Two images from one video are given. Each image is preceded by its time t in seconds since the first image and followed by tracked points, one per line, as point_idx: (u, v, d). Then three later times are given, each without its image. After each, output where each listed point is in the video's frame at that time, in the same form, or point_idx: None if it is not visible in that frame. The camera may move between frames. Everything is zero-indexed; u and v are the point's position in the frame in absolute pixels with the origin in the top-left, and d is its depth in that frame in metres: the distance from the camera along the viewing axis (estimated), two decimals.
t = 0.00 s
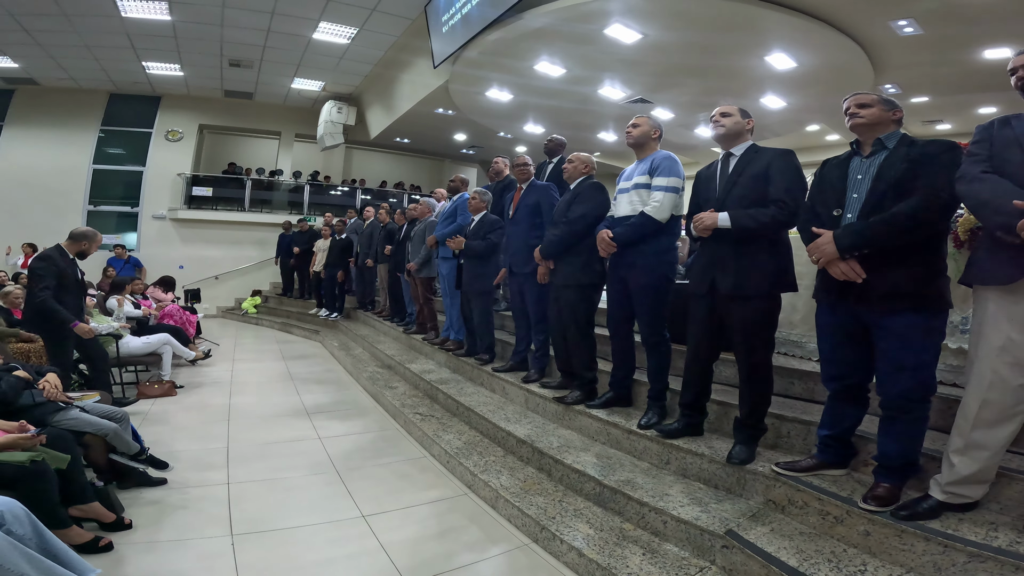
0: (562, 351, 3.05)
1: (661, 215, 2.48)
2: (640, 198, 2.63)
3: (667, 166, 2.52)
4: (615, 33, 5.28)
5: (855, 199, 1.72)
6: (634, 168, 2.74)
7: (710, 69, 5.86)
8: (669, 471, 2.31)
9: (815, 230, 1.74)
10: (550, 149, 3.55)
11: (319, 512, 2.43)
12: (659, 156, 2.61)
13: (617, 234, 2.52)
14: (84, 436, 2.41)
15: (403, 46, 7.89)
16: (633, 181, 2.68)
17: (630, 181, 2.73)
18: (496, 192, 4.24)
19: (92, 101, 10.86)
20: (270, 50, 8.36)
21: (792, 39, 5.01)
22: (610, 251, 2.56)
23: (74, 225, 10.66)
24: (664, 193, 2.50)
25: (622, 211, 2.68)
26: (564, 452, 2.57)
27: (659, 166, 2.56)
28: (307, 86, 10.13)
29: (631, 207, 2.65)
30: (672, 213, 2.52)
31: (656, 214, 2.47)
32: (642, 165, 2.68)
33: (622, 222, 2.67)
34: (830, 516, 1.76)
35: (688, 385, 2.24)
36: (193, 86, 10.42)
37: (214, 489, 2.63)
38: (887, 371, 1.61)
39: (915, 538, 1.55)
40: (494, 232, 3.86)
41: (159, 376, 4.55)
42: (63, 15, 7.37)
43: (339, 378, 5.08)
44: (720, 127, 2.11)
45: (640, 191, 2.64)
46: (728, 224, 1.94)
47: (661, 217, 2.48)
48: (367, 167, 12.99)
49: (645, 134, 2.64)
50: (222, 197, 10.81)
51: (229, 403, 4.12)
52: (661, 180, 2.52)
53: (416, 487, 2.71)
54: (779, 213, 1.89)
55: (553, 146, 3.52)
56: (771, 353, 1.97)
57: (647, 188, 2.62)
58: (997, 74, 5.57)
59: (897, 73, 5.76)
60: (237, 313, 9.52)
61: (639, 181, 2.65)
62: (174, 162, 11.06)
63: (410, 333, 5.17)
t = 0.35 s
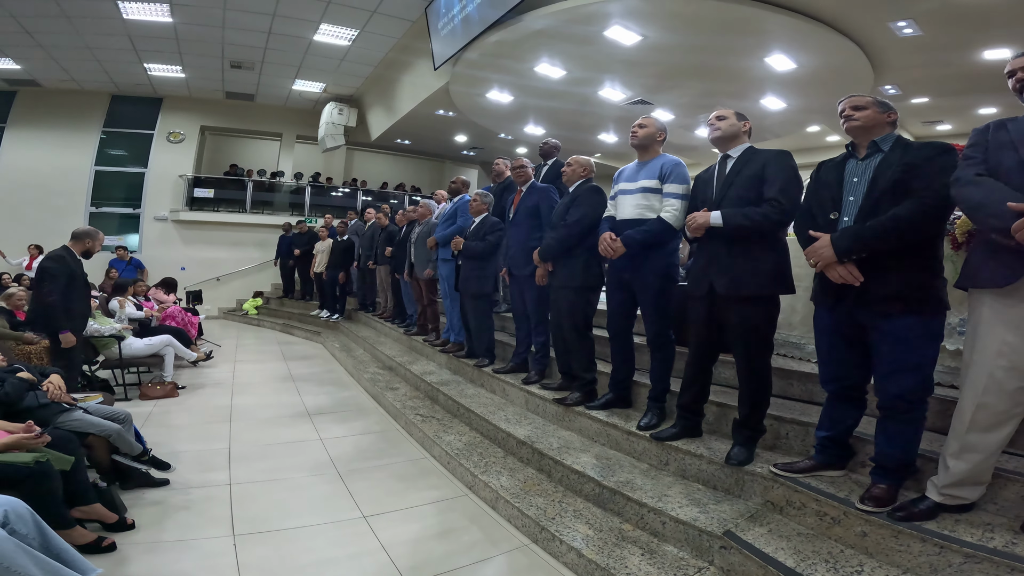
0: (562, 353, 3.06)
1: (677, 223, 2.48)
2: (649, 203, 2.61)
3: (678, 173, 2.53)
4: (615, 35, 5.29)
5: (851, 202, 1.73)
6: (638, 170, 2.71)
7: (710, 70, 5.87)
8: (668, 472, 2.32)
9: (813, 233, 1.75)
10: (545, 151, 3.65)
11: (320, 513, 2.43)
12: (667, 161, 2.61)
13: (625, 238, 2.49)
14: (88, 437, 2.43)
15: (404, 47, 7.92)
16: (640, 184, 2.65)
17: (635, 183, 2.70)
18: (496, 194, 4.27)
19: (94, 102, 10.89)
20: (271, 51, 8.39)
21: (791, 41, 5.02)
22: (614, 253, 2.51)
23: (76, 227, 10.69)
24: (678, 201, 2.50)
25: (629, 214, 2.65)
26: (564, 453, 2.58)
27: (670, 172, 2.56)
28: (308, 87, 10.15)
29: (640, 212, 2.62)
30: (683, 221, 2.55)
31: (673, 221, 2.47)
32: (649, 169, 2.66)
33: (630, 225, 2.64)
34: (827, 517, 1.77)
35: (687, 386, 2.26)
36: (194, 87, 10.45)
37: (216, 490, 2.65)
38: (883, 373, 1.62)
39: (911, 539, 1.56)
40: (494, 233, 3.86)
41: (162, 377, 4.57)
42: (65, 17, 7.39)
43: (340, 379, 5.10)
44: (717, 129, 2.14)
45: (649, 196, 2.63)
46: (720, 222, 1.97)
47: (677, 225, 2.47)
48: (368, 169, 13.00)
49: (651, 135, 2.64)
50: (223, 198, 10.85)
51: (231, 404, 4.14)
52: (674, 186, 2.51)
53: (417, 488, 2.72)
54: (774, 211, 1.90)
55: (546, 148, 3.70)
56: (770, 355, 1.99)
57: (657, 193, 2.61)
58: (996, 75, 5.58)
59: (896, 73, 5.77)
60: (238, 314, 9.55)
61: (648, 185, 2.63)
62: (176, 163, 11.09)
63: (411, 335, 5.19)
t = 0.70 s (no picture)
0: (559, 353, 3.08)
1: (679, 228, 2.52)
2: (650, 206, 2.61)
3: (681, 179, 2.56)
4: (612, 36, 5.31)
5: (840, 202, 1.74)
6: (638, 173, 2.71)
7: (708, 71, 5.88)
8: (662, 472, 2.34)
9: (802, 232, 1.76)
10: (536, 154, 3.76)
11: (318, 512, 2.45)
12: (668, 166, 2.63)
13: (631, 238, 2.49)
14: (88, 437, 2.45)
15: (404, 49, 7.95)
16: (641, 187, 2.64)
17: (635, 185, 2.68)
18: (495, 194, 4.29)
19: (95, 103, 10.92)
20: (271, 53, 8.42)
21: (789, 41, 5.03)
22: (619, 252, 2.49)
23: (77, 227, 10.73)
24: (680, 207, 2.53)
25: (628, 216, 2.64)
26: (559, 452, 2.60)
27: (672, 177, 2.58)
28: (308, 88, 10.18)
29: (640, 214, 2.62)
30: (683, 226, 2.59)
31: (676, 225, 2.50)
32: (651, 172, 2.65)
33: (631, 227, 2.62)
34: (819, 517, 1.78)
35: (681, 386, 2.28)
36: (195, 89, 10.49)
37: (215, 489, 2.66)
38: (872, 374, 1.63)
39: (901, 539, 1.57)
40: (492, 234, 3.88)
41: (162, 377, 4.59)
42: (66, 18, 7.42)
43: (339, 379, 5.12)
44: (714, 130, 2.16)
45: (650, 199, 2.62)
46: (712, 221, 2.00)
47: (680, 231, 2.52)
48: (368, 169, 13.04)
49: (650, 138, 2.65)
50: (224, 199, 10.89)
51: (230, 404, 4.16)
52: (676, 193, 2.54)
53: (414, 487, 2.74)
54: (766, 211, 1.91)
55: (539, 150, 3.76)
56: (761, 354, 2.00)
57: (658, 197, 2.62)
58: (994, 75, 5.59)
59: (894, 74, 5.78)
60: (239, 315, 9.59)
61: (650, 189, 2.62)
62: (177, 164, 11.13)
63: (410, 335, 5.21)
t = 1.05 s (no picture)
0: (549, 353, 3.12)
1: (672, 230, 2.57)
2: (643, 208, 2.66)
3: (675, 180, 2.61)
4: (606, 38, 5.34)
5: (812, 201, 1.78)
6: (630, 175, 2.75)
7: (702, 72, 5.92)
8: (648, 469, 2.38)
9: (774, 231, 1.81)
10: (527, 157, 3.82)
11: (310, 508, 2.50)
12: (660, 168, 2.68)
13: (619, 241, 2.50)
14: (85, 434, 2.50)
15: (401, 51, 7.99)
16: (635, 188, 2.68)
17: (628, 187, 2.72)
18: (490, 195, 4.34)
19: (95, 106, 10.98)
20: (269, 55, 8.47)
21: (782, 42, 5.07)
22: (615, 252, 2.50)
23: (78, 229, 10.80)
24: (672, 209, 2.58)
25: (622, 217, 2.68)
26: (548, 450, 2.65)
27: (664, 180, 2.63)
28: (307, 90, 10.23)
29: (634, 216, 2.66)
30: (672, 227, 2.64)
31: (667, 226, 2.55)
32: (643, 174, 2.70)
33: (625, 229, 2.66)
34: (797, 515, 1.81)
35: (667, 385, 2.33)
36: (194, 91, 10.55)
37: (210, 485, 2.71)
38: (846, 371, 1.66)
39: (874, 538, 1.60)
40: (486, 235, 3.92)
41: (161, 377, 4.65)
42: (65, 22, 7.48)
43: (337, 379, 5.17)
44: (699, 131, 2.20)
45: (643, 201, 2.66)
46: (692, 223, 2.05)
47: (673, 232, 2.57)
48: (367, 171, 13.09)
49: (639, 140, 2.69)
50: (223, 201, 10.95)
51: (227, 403, 4.21)
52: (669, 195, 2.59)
53: (406, 485, 2.79)
54: (745, 212, 1.96)
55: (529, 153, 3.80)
56: (741, 352, 2.05)
57: (651, 199, 2.66)
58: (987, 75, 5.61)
59: (887, 74, 5.81)
60: (238, 315, 9.66)
61: (643, 191, 2.66)
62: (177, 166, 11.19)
63: (406, 336, 5.26)
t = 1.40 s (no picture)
0: (532, 354, 3.18)
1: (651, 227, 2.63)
2: (624, 208, 2.72)
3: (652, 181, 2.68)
4: (593, 43, 5.42)
5: (774, 202, 1.86)
6: (612, 178, 2.82)
7: (689, 75, 6.00)
8: (627, 467, 2.44)
9: (739, 231, 1.88)
10: (513, 161, 3.90)
11: (298, 505, 2.55)
12: (639, 170, 2.74)
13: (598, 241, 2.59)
14: (78, 432, 2.55)
15: (393, 55, 8.06)
16: (615, 190, 2.75)
17: (610, 190, 2.79)
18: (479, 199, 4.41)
19: (90, 109, 11.03)
20: (263, 59, 8.53)
21: (767, 45, 5.15)
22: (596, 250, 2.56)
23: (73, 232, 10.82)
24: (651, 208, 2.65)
25: (604, 219, 2.75)
26: (532, 449, 2.71)
27: (643, 181, 2.70)
28: (301, 94, 10.29)
29: (616, 216, 2.72)
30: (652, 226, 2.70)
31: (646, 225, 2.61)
32: (623, 176, 2.77)
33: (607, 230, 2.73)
34: (766, 512, 1.85)
35: (645, 384, 2.40)
36: (188, 95, 10.60)
37: (200, 483, 2.76)
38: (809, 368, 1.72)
39: (837, 535, 1.61)
40: (474, 238, 3.98)
41: (153, 379, 4.69)
42: (60, 27, 7.53)
43: (329, 381, 5.22)
44: (673, 135, 2.28)
45: (624, 201, 2.72)
46: (665, 223, 2.11)
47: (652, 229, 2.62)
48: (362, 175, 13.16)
49: (619, 144, 2.75)
50: (218, 204, 10.98)
51: (219, 405, 4.26)
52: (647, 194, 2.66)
53: (393, 483, 2.84)
54: (715, 214, 2.04)
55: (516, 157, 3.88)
56: (714, 351, 2.12)
57: (631, 200, 2.72)
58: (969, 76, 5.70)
59: (872, 76, 5.91)
60: (232, 319, 9.69)
61: (623, 192, 2.73)
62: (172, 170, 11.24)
63: (398, 338, 5.32)
